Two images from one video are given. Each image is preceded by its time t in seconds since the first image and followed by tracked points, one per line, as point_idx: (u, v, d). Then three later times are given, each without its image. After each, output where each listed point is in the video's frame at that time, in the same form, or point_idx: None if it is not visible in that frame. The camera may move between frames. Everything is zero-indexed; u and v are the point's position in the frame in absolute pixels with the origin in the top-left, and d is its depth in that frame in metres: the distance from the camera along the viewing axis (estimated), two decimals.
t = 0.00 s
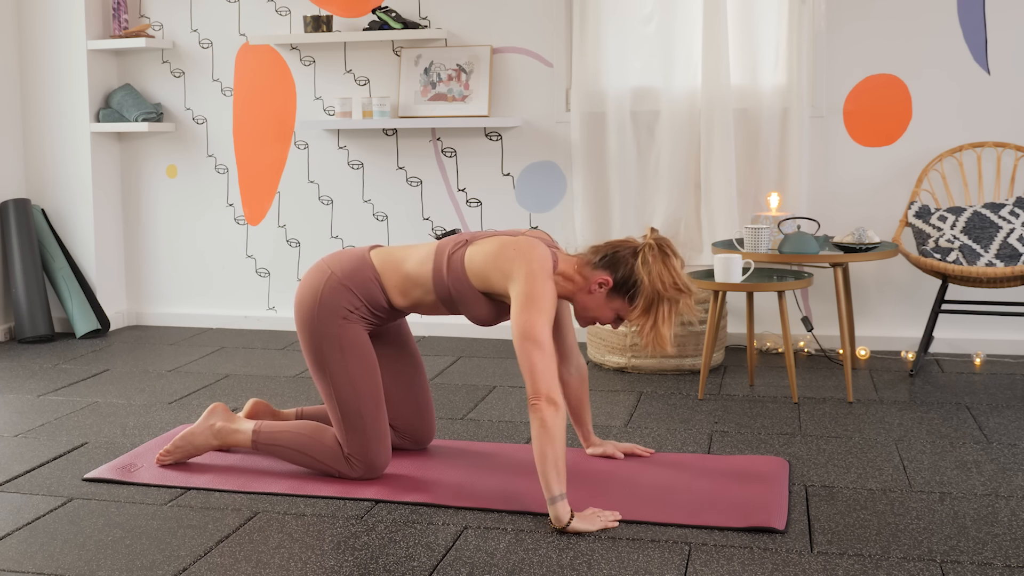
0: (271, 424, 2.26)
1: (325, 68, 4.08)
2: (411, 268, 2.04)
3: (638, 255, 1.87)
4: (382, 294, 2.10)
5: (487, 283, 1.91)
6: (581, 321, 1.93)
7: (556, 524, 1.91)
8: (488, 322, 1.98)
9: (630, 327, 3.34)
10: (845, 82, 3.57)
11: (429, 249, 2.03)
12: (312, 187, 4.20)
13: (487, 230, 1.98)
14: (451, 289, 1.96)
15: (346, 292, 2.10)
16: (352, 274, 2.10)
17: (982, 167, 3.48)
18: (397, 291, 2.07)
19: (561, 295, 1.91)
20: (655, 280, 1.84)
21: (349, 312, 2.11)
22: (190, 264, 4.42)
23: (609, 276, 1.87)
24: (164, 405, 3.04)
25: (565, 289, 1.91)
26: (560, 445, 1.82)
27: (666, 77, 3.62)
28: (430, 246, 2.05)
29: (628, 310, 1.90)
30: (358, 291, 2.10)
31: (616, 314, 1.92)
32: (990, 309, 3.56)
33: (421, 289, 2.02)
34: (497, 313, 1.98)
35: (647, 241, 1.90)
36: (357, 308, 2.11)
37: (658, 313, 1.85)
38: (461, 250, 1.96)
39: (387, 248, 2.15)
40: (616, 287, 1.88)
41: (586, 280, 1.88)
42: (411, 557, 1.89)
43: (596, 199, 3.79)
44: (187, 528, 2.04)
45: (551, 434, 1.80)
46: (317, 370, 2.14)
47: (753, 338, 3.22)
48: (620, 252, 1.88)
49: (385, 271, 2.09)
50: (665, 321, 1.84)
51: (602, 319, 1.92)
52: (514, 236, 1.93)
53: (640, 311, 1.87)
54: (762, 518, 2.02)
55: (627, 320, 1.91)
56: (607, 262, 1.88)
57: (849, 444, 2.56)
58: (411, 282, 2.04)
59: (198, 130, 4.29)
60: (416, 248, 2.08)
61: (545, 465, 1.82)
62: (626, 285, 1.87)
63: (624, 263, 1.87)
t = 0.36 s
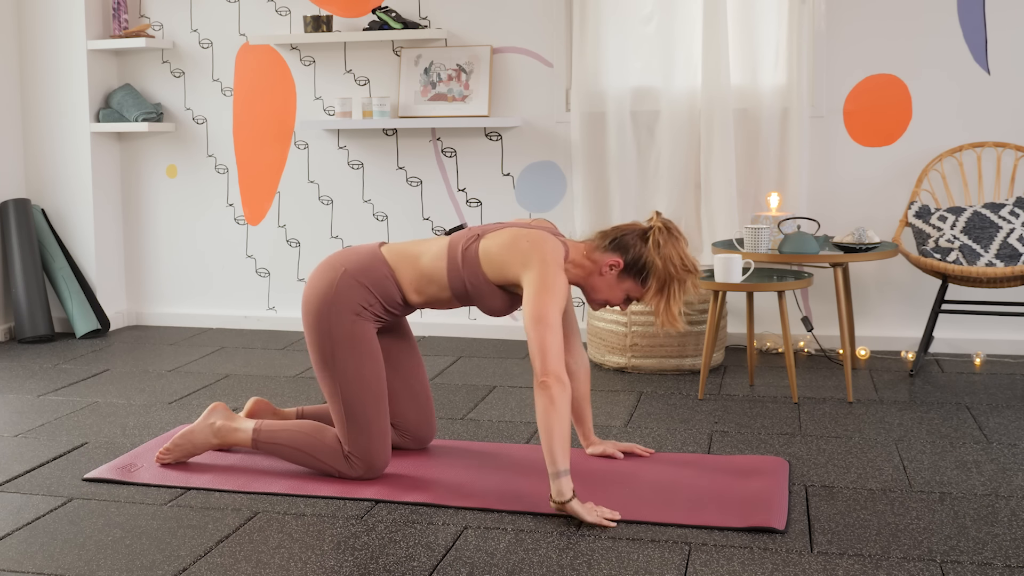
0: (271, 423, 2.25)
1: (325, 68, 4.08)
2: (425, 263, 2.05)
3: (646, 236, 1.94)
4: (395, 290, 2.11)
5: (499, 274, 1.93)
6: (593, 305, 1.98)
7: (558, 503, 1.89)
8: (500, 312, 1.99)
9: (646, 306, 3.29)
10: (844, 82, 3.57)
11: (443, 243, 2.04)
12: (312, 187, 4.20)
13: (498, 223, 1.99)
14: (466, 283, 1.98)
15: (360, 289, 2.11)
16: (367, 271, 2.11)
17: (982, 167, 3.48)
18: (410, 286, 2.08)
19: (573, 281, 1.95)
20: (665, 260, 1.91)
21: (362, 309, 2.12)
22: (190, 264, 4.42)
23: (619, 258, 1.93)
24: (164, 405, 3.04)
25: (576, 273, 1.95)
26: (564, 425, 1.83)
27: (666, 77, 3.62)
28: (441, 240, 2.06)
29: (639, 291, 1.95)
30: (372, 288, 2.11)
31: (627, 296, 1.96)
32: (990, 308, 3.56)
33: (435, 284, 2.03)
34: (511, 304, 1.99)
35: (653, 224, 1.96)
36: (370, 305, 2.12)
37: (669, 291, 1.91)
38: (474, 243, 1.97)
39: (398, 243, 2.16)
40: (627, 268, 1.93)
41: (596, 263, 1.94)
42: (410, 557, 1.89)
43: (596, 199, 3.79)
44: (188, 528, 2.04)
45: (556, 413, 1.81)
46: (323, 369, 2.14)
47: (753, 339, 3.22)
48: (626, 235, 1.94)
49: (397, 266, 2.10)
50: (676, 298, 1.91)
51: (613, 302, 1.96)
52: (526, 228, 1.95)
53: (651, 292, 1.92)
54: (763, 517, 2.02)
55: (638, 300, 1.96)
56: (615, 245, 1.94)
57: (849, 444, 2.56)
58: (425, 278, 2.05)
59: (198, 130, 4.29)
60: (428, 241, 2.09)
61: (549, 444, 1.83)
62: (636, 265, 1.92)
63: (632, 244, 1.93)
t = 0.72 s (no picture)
0: (271, 423, 2.25)
1: (325, 68, 4.08)
2: (440, 253, 2.07)
3: (648, 206, 1.96)
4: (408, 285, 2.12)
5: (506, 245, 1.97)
6: (603, 277, 2.02)
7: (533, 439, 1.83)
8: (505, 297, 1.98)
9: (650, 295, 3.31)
10: (844, 82, 3.57)
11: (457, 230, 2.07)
12: (312, 187, 4.20)
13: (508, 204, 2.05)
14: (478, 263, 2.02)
15: (374, 285, 2.11)
16: (380, 266, 2.11)
17: (982, 167, 3.48)
18: (425, 276, 2.10)
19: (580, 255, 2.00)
20: (669, 228, 1.94)
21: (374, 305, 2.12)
22: (190, 264, 4.42)
23: (624, 230, 1.95)
24: (164, 405, 3.04)
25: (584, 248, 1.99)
26: (524, 363, 1.79)
27: (666, 77, 3.63)
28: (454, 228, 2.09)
29: (646, 261, 1.98)
30: (385, 283, 2.11)
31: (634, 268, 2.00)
32: (990, 308, 3.56)
33: (450, 271, 2.06)
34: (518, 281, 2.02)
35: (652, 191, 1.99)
36: (383, 301, 2.13)
37: (675, 257, 1.95)
38: (485, 224, 2.02)
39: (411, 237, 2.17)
40: (633, 239, 1.96)
41: (602, 236, 1.97)
42: (410, 557, 1.89)
43: (596, 200, 3.78)
44: (188, 528, 2.04)
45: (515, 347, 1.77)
46: (332, 368, 2.14)
47: (753, 338, 3.22)
48: (628, 207, 1.96)
49: (412, 260, 2.12)
50: (682, 263, 1.96)
51: (622, 273, 2.00)
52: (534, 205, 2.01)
53: (657, 260, 1.96)
54: (763, 517, 2.01)
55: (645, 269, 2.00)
56: (618, 216, 1.97)
57: (849, 444, 2.57)
58: (439, 266, 2.08)
59: (198, 130, 4.29)
60: (440, 231, 2.12)
61: (509, 380, 1.80)
62: (641, 235, 1.95)
63: (635, 215, 1.96)
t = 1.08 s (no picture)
0: (271, 423, 2.25)
1: (325, 68, 4.08)
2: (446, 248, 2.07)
3: (645, 180, 2.00)
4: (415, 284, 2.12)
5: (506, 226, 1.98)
6: (608, 256, 2.04)
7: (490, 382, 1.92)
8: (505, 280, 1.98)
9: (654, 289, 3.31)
10: (844, 82, 3.57)
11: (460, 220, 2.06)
12: (312, 187, 4.20)
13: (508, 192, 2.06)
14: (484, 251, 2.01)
15: (382, 285, 2.11)
16: (389, 265, 2.11)
17: (981, 167, 3.48)
18: (432, 271, 2.10)
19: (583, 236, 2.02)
20: (668, 200, 1.97)
21: (382, 305, 2.12)
22: (190, 264, 4.42)
23: (625, 206, 1.98)
24: (165, 405, 3.04)
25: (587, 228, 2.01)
26: (494, 311, 1.85)
27: (666, 77, 3.63)
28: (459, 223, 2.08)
29: (648, 236, 2.01)
30: (393, 283, 2.11)
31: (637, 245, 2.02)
32: (990, 308, 3.56)
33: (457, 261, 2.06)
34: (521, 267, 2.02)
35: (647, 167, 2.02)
36: (390, 300, 2.13)
37: (675, 229, 1.99)
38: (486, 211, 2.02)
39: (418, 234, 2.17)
40: (635, 215, 1.99)
41: (603, 214, 1.99)
42: (410, 557, 1.89)
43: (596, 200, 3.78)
44: (188, 528, 2.04)
45: (486, 297, 1.83)
46: (337, 368, 2.13)
47: (753, 338, 3.22)
48: (626, 184, 1.99)
49: (419, 257, 2.11)
50: (683, 234, 1.99)
51: (626, 250, 2.02)
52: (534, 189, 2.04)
53: (659, 235, 1.99)
54: (763, 517, 2.01)
55: (648, 244, 2.03)
56: (617, 193, 2.00)
57: (849, 444, 2.57)
58: (444, 259, 2.08)
59: (198, 130, 4.29)
60: (445, 226, 2.11)
61: (477, 326, 1.86)
62: (642, 210, 1.98)
63: (634, 192, 1.99)
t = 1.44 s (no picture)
0: (271, 423, 2.25)
1: (325, 68, 4.09)
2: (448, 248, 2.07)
3: (641, 172, 2.00)
4: (417, 283, 2.12)
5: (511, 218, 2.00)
6: (610, 253, 2.03)
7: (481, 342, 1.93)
8: (505, 277, 2.00)
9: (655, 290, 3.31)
10: (844, 82, 3.57)
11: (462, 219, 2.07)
12: (312, 187, 4.20)
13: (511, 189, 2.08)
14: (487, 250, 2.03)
15: (382, 284, 2.11)
16: (388, 265, 2.11)
17: (982, 167, 3.48)
18: (433, 270, 2.10)
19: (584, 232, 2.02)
20: (665, 192, 1.98)
21: (382, 304, 2.12)
22: (190, 264, 4.42)
23: (624, 201, 1.98)
24: (165, 405, 3.04)
25: (588, 226, 2.01)
26: (494, 270, 1.88)
27: (666, 77, 3.63)
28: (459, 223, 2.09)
29: (648, 230, 2.00)
30: (393, 283, 2.11)
31: (637, 238, 2.02)
32: (990, 308, 3.56)
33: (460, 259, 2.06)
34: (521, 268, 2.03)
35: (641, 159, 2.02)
36: (390, 300, 2.13)
37: (674, 220, 1.99)
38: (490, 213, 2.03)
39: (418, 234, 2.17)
40: (634, 209, 1.99)
41: (604, 210, 1.99)
42: (410, 557, 1.89)
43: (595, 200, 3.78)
44: (188, 528, 2.04)
45: (488, 252, 1.87)
46: (337, 368, 2.14)
47: (753, 338, 3.22)
48: (623, 178, 2.00)
49: (418, 257, 2.11)
50: (681, 223, 2.00)
51: (628, 245, 2.02)
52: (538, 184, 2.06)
53: (658, 227, 1.99)
54: (763, 517, 2.01)
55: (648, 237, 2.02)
56: (614, 189, 1.99)
57: (849, 444, 2.57)
58: (446, 258, 2.08)
59: (198, 130, 4.29)
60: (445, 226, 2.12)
61: (475, 279, 1.89)
62: (640, 203, 1.98)
63: (631, 187, 1.99)
